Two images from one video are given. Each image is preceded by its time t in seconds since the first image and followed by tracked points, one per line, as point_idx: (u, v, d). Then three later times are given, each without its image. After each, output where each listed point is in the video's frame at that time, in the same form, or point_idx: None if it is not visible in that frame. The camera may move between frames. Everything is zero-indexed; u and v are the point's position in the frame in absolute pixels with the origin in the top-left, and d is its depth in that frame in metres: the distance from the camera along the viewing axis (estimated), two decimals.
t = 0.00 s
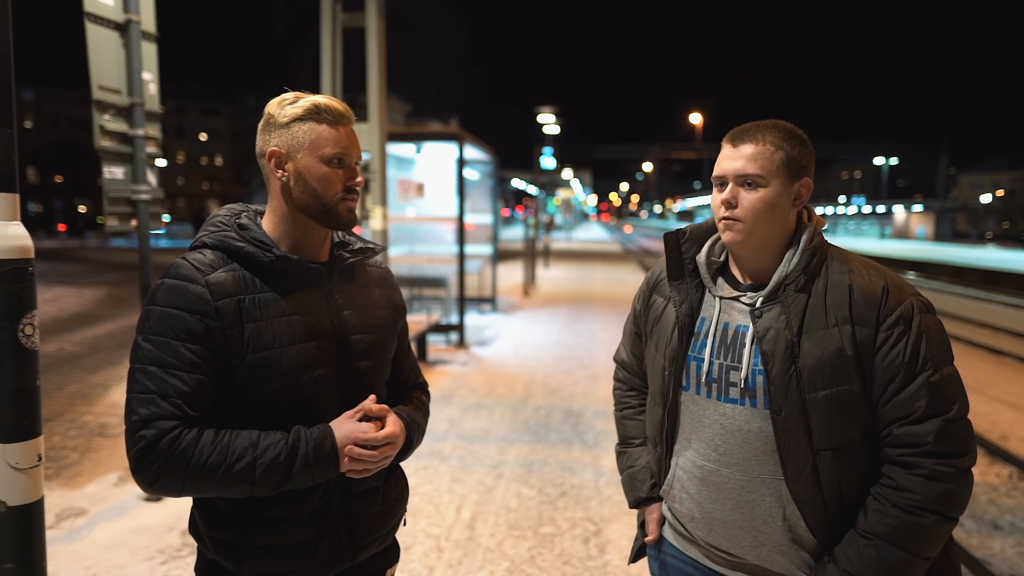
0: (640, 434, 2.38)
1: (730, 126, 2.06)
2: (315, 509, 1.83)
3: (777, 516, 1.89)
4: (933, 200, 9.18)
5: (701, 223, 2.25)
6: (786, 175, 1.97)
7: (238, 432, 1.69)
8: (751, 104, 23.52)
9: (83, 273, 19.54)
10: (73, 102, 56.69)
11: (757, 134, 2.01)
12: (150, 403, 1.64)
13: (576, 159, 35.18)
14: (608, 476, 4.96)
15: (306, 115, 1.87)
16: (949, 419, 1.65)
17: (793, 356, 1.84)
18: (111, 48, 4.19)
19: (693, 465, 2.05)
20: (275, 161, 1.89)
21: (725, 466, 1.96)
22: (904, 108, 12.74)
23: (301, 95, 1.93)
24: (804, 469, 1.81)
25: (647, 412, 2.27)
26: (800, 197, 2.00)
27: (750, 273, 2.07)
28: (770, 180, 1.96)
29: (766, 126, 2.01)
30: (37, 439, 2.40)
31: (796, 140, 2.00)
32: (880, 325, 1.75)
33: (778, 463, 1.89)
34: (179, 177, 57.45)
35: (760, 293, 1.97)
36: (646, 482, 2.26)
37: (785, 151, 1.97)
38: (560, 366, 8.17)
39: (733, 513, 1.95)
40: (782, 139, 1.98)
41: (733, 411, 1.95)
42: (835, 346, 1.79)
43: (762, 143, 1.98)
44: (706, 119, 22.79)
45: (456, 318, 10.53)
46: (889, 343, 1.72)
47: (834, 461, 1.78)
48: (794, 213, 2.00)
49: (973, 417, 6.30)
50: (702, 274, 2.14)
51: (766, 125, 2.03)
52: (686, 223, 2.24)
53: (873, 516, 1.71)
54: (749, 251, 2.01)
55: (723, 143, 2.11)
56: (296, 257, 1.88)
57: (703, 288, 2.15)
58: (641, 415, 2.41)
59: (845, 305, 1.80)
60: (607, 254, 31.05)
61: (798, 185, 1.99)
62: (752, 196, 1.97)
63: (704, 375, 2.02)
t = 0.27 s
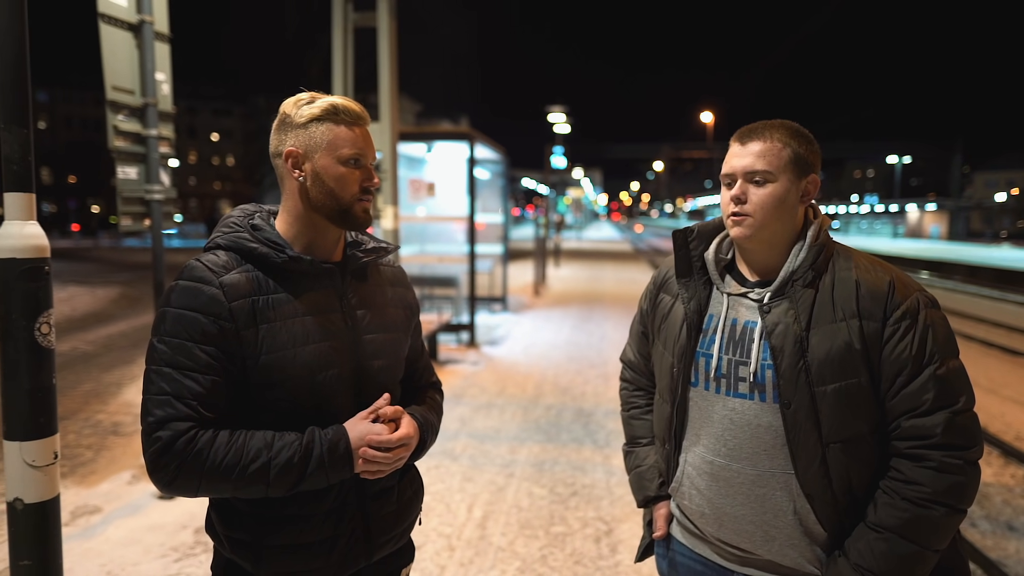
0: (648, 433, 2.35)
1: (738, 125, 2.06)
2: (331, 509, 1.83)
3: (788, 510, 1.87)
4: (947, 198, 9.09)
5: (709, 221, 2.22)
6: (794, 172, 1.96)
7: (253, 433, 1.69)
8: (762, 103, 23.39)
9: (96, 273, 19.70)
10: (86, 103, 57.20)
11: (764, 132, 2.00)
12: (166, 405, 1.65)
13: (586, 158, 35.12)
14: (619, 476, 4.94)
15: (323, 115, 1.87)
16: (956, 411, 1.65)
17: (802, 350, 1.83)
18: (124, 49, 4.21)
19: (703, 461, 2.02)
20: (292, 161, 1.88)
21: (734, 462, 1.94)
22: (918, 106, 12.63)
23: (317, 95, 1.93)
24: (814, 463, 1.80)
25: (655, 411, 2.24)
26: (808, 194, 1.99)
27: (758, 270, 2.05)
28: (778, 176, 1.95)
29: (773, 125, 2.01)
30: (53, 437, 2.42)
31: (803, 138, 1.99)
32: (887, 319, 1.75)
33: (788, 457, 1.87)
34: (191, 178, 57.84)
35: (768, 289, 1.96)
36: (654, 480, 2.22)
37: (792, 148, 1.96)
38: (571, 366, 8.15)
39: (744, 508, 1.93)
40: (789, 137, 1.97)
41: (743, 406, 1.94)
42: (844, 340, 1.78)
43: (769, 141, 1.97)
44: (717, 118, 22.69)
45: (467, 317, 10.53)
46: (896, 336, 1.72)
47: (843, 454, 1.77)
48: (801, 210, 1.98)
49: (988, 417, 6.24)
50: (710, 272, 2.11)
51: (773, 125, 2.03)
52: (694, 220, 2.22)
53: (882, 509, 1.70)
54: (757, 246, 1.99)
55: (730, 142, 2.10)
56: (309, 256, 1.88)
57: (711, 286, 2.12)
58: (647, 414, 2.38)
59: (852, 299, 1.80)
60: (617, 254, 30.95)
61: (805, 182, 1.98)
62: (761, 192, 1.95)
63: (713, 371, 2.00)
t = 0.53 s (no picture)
0: (647, 433, 2.34)
1: (744, 125, 2.04)
2: (334, 508, 1.84)
3: (793, 509, 1.87)
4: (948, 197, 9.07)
5: (713, 221, 2.21)
6: (799, 174, 1.95)
7: (255, 432, 1.70)
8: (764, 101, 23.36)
9: (97, 271, 19.71)
10: (87, 102, 57.22)
11: (771, 133, 1.99)
12: (168, 404, 1.65)
13: (587, 157, 35.09)
14: (620, 475, 4.94)
15: (326, 114, 1.87)
16: (961, 410, 1.67)
17: (808, 350, 1.83)
18: (125, 48, 4.21)
19: (707, 461, 2.02)
20: (295, 160, 1.88)
21: (739, 461, 1.94)
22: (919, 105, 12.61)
23: (319, 94, 1.93)
24: (820, 461, 1.80)
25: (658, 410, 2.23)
26: (812, 195, 1.99)
27: (762, 270, 2.05)
28: (783, 178, 1.94)
29: (779, 125, 2.00)
30: (56, 435, 2.42)
31: (810, 139, 1.98)
32: (893, 318, 1.76)
33: (793, 456, 1.87)
34: (192, 177, 57.85)
35: (773, 289, 1.95)
36: (654, 479, 2.20)
37: (798, 150, 1.95)
38: (572, 365, 8.15)
39: (749, 506, 1.93)
40: (795, 138, 1.96)
41: (748, 406, 1.93)
42: (850, 340, 1.79)
43: (775, 141, 1.96)
44: (718, 117, 22.66)
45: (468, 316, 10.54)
46: (902, 336, 1.73)
47: (848, 453, 1.78)
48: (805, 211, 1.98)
49: (989, 416, 6.23)
50: (713, 272, 2.11)
51: (779, 125, 2.01)
52: (697, 221, 2.21)
53: (886, 506, 1.71)
54: (760, 246, 1.99)
55: (736, 141, 2.08)
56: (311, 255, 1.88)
57: (715, 286, 2.11)
58: (647, 413, 2.37)
59: (858, 299, 1.81)
60: (618, 253, 30.92)
61: (810, 184, 1.98)
62: (765, 193, 1.94)
63: (717, 371, 1.99)
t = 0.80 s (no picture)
0: (653, 432, 2.34)
1: (754, 124, 2.05)
2: (332, 508, 1.84)
3: (800, 511, 1.87)
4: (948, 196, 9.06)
5: (720, 221, 2.21)
6: (808, 174, 1.95)
7: (254, 431, 1.70)
8: (764, 100, 23.35)
9: (98, 270, 19.74)
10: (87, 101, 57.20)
11: (781, 132, 1.99)
12: (166, 403, 1.65)
13: (587, 156, 35.08)
14: (621, 474, 4.94)
15: (324, 114, 1.86)
16: (972, 414, 1.67)
17: (818, 352, 1.82)
18: (125, 47, 4.20)
19: (713, 462, 2.02)
20: (293, 160, 1.88)
21: (747, 463, 1.94)
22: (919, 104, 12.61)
23: (317, 93, 1.93)
24: (830, 464, 1.80)
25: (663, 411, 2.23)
26: (822, 196, 1.98)
27: (770, 271, 2.05)
28: (792, 178, 1.94)
29: (789, 124, 1.99)
30: (56, 435, 2.42)
31: (820, 139, 1.98)
32: (904, 321, 1.75)
33: (802, 458, 1.87)
34: (192, 176, 57.80)
35: (782, 290, 1.95)
36: (660, 479, 2.22)
37: (807, 150, 1.95)
38: (572, 364, 8.14)
39: (756, 509, 1.93)
40: (805, 138, 1.96)
41: (756, 408, 1.93)
42: (860, 342, 1.78)
43: (784, 141, 1.96)
44: (718, 116, 22.66)
45: (468, 315, 10.54)
46: (913, 339, 1.73)
47: (858, 456, 1.78)
48: (814, 212, 1.98)
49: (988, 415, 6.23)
50: (722, 273, 2.11)
51: (789, 124, 2.01)
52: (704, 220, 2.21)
53: (896, 509, 1.72)
54: (768, 247, 1.99)
55: (745, 140, 2.08)
56: (310, 254, 1.88)
57: (723, 287, 2.11)
58: (651, 413, 2.37)
59: (869, 301, 1.80)
60: (618, 252, 30.89)
61: (819, 184, 1.97)
62: (772, 194, 1.95)
63: (725, 373, 1.99)
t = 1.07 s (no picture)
0: (661, 432, 2.33)
1: (763, 122, 2.04)
2: (335, 500, 1.84)
3: (808, 516, 1.87)
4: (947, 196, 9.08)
5: (729, 220, 2.21)
6: (817, 174, 1.94)
7: (253, 428, 1.69)
8: (764, 100, 23.34)
9: (97, 269, 19.74)
10: (87, 100, 57.18)
11: (789, 130, 1.97)
12: (164, 398, 1.65)
13: (587, 156, 35.07)
14: (621, 473, 4.94)
15: (320, 112, 1.86)
16: (987, 419, 1.65)
17: (829, 355, 1.81)
18: (125, 46, 4.20)
19: (720, 464, 2.02)
20: (289, 158, 1.88)
21: (755, 466, 1.94)
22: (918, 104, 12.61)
23: (314, 91, 1.92)
24: (839, 468, 1.79)
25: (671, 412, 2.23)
26: (832, 196, 1.97)
27: (779, 272, 2.04)
28: (800, 179, 1.93)
29: (799, 122, 1.98)
30: (55, 434, 2.41)
31: (830, 138, 1.96)
32: (918, 324, 1.73)
33: (810, 462, 1.86)
34: (191, 175, 57.80)
35: (793, 291, 1.94)
36: (669, 481, 2.21)
37: (816, 149, 1.94)
38: (572, 363, 8.14)
39: (763, 512, 1.93)
40: (815, 137, 1.94)
41: (764, 411, 1.93)
42: (871, 344, 1.77)
43: (793, 140, 1.95)
44: (718, 115, 22.67)
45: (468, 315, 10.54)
46: (926, 343, 1.71)
47: (868, 460, 1.77)
48: (824, 211, 1.96)
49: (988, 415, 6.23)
50: (731, 273, 2.10)
51: (800, 121, 2.00)
52: (713, 220, 2.21)
53: (906, 514, 1.71)
54: (776, 248, 1.99)
55: (754, 138, 2.08)
56: (308, 253, 1.87)
57: (733, 287, 2.11)
58: (660, 413, 2.36)
59: (881, 303, 1.79)
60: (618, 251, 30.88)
61: (830, 183, 1.96)
62: (779, 195, 1.95)
63: (734, 375, 1.99)
